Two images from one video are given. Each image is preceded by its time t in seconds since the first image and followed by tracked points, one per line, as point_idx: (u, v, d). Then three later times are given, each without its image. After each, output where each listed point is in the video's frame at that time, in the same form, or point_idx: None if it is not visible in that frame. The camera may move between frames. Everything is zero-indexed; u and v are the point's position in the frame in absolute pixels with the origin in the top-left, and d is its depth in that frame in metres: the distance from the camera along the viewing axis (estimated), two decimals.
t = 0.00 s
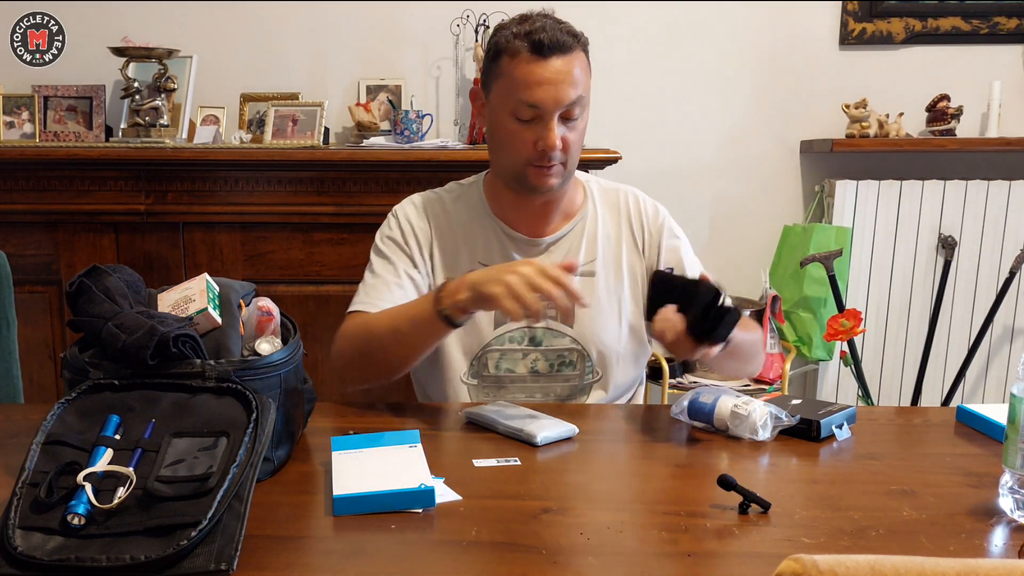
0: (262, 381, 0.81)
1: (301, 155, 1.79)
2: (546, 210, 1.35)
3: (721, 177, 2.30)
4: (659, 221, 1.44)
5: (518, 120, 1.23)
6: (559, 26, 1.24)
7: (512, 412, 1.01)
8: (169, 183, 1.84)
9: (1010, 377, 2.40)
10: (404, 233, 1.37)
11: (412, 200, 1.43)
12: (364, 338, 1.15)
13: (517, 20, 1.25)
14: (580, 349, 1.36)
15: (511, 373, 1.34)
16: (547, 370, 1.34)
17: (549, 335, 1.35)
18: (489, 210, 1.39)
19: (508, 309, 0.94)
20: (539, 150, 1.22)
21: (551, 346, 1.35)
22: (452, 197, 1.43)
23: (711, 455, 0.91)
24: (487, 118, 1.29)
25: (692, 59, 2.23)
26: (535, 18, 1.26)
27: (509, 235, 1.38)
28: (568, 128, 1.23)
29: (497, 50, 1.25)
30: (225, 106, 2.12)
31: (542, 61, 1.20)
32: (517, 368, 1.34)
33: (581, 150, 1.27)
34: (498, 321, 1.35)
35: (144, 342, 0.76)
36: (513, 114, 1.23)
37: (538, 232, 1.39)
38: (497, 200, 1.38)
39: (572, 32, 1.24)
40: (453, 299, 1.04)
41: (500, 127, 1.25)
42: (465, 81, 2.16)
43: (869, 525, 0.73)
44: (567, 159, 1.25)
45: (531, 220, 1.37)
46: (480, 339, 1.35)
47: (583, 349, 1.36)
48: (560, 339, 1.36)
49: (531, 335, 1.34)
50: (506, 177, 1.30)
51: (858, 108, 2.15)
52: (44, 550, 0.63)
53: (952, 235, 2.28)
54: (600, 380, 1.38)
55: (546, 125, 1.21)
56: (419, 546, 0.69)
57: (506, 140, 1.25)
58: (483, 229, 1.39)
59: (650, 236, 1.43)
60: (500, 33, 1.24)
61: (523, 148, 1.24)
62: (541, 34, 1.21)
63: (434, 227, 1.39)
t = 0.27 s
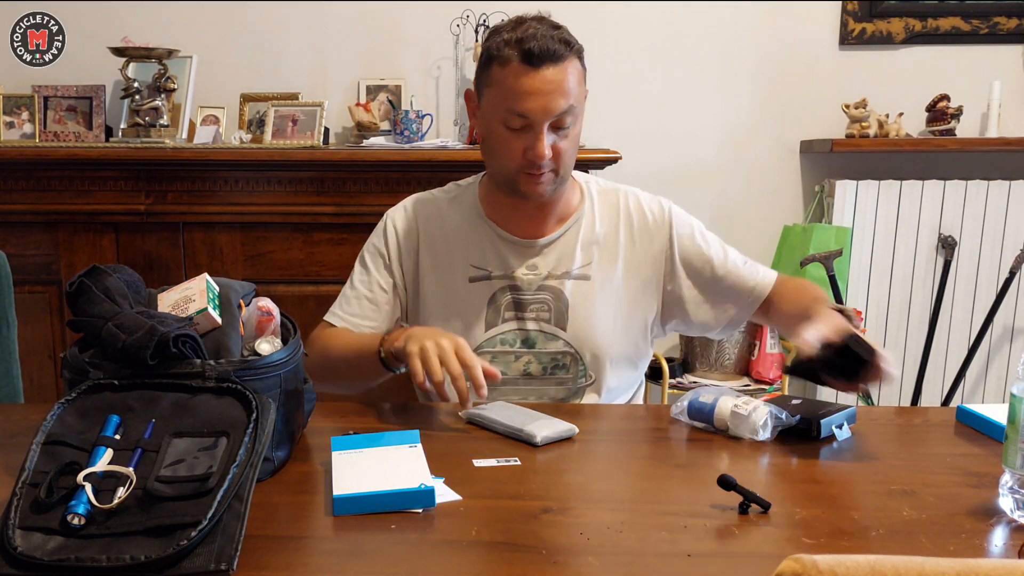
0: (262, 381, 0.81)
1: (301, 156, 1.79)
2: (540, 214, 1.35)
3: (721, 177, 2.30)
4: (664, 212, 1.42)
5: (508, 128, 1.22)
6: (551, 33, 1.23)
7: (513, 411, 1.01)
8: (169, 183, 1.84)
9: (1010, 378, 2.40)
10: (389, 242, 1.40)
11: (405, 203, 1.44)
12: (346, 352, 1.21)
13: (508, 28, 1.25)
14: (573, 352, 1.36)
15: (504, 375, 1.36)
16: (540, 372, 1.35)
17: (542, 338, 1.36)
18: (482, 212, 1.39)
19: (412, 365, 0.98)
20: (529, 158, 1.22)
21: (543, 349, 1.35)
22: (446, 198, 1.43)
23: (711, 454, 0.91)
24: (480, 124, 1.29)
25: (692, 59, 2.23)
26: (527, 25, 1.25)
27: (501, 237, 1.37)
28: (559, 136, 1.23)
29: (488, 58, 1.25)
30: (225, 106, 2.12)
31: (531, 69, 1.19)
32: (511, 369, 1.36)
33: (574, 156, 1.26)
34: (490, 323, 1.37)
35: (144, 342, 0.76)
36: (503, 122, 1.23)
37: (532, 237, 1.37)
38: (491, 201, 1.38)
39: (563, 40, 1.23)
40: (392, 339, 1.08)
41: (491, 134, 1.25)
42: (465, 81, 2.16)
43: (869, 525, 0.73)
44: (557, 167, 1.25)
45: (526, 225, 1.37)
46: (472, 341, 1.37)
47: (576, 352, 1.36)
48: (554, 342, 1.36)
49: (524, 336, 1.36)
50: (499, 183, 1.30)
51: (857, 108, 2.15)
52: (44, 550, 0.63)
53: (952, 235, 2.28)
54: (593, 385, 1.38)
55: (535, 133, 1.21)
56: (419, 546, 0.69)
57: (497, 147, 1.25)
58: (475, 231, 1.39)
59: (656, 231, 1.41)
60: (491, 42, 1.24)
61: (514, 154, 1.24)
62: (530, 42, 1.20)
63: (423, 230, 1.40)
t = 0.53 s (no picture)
0: (262, 381, 0.81)
1: (301, 156, 1.79)
2: (539, 214, 1.35)
3: (721, 177, 2.30)
4: (663, 212, 1.41)
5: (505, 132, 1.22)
6: (547, 34, 1.22)
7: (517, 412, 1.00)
8: (169, 183, 1.84)
9: (1010, 378, 2.40)
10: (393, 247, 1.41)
11: (408, 205, 1.45)
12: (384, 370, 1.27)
13: (505, 30, 1.24)
14: (572, 354, 1.36)
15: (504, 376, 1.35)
16: (540, 373, 1.35)
17: (541, 340, 1.36)
18: (482, 212, 1.39)
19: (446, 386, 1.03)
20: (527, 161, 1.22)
21: (543, 351, 1.35)
22: (447, 199, 1.44)
23: (711, 455, 0.91)
24: (478, 127, 1.29)
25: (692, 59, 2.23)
26: (523, 26, 1.24)
27: (501, 239, 1.37)
28: (556, 138, 1.23)
29: (484, 61, 1.24)
30: (225, 107, 2.12)
31: (527, 73, 1.18)
32: (510, 370, 1.36)
33: (572, 158, 1.26)
34: (490, 324, 1.37)
35: (144, 342, 0.76)
36: (500, 125, 1.22)
37: (532, 237, 1.38)
38: (492, 203, 1.38)
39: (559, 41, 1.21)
40: (433, 360, 1.14)
41: (489, 138, 1.25)
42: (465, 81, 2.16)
43: (869, 525, 0.73)
44: (555, 169, 1.25)
45: (526, 225, 1.37)
46: (472, 341, 1.37)
47: (575, 354, 1.36)
48: (553, 344, 1.36)
49: (525, 338, 1.36)
50: (498, 186, 1.30)
51: (858, 108, 2.15)
52: (44, 550, 0.63)
53: (952, 235, 2.28)
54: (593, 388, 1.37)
55: (532, 136, 1.21)
56: (419, 546, 0.69)
57: (495, 151, 1.25)
58: (476, 232, 1.39)
59: (657, 231, 1.40)
60: (488, 44, 1.23)
61: (511, 158, 1.24)
62: (526, 45, 1.19)
63: (424, 232, 1.41)
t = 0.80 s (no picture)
0: (263, 381, 0.81)
1: (301, 155, 1.79)
2: (551, 216, 1.35)
3: (722, 177, 2.30)
4: (675, 217, 1.41)
5: (519, 133, 1.22)
6: (564, 36, 1.21)
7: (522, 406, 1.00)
8: (170, 183, 1.84)
9: (1011, 378, 2.40)
10: (405, 244, 1.41)
11: (420, 201, 1.46)
12: (384, 366, 1.27)
13: (522, 31, 1.24)
14: (579, 356, 1.35)
15: (510, 374, 1.35)
16: (546, 373, 1.35)
17: (549, 340, 1.35)
18: (494, 211, 1.40)
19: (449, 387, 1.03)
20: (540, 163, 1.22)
21: (551, 351, 1.35)
22: (459, 195, 1.44)
23: (711, 455, 0.91)
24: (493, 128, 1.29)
25: (693, 59, 2.23)
26: (541, 27, 1.24)
27: (512, 238, 1.38)
28: (571, 140, 1.22)
29: (501, 62, 1.24)
30: (225, 106, 2.12)
31: (543, 75, 1.18)
32: (517, 369, 1.35)
33: (586, 160, 1.26)
34: (499, 323, 1.37)
35: (144, 342, 0.76)
36: (514, 127, 1.22)
37: (544, 238, 1.37)
38: (504, 203, 1.38)
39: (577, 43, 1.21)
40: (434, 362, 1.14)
41: (503, 139, 1.25)
42: (465, 81, 2.16)
43: (869, 526, 0.73)
44: (569, 171, 1.24)
45: (538, 227, 1.37)
46: (480, 339, 1.37)
47: (582, 356, 1.35)
48: (561, 344, 1.35)
49: (533, 337, 1.35)
50: (511, 187, 1.30)
51: (858, 108, 2.15)
52: (44, 550, 0.63)
53: (953, 235, 2.28)
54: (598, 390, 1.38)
55: (546, 138, 1.20)
56: (419, 546, 0.69)
57: (508, 152, 1.25)
58: (487, 231, 1.39)
59: (667, 236, 1.40)
60: (505, 45, 1.23)
61: (524, 159, 1.23)
62: (543, 46, 1.19)
63: (436, 228, 1.42)
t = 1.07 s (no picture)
0: (263, 381, 0.81)
1: (301, 155, 1.79)
2: (561, 213, 1.34)
3: (722, 177, 2.30)
4: (685, 223, 1.42)
5: (529, 127, 1.22)
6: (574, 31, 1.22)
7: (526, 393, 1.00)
8: (170, 183, 1.84)
9: (1011, 378, 2.40)
10: (415, 238, 1.40)
11: (430, 196, 1.45)
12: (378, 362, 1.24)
13: (532, 27, 1.24)
14: (585, 355, 1.35)
15: (516, 373, 1.35)
16: (552, 373, 1.35)
17: (556, 339, 1.35)
18: (505, 209, 1.39)
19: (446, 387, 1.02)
20: (549, 156, 1.21)
21: (557, 350, 1.35)
22: (468, 192, 1.44)
23: (711, 455, 0.91)
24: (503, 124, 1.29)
25: (693, 59, 2.23)
26: (552, 23, 1.24)
27: (523, 237, 1.38)
28: (580, 134, 1.22)
29: (512, 58, 1.24)
30: (225, 106, 2.12)
31: (552, 68, 1.18)
32: (522, 368, 1.35)
33: (596, 155, 1.25)
34: (507, 322, 1.36)
35: (144, 342, 0.76)
36: (523, 120, 1.22)
37: (553, 237, 1.37)
38: (513, 200, 1.37)
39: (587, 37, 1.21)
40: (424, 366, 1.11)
41: (513, 134, 1.25)
42: (465, 81, 2.16)
43: (869, 525, 0.73)
44: (578, 165, 1.24)
45: (547, 225, 1.36)
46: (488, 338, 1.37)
47: (589, 356, 1.36)
48: (568, 343, 1.35)
49: (540, 336, 1.35)
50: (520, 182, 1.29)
51: (858, 108, 2.15)
52: (44, 550, 0.63)
53: (953, 235, 2.28)
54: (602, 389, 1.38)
55: (555, 131, 1.20)
56: (419, 546, 0.69)
57: (518, 147, 1.25)
58: (497, 230, 1.39)
59: (677, 241, 1.41)
60: (515, 41, 1.23)
61: (534, 153, 1.23)
62: (553, 40, 1.19)
63: (446, 224, 1.42)
